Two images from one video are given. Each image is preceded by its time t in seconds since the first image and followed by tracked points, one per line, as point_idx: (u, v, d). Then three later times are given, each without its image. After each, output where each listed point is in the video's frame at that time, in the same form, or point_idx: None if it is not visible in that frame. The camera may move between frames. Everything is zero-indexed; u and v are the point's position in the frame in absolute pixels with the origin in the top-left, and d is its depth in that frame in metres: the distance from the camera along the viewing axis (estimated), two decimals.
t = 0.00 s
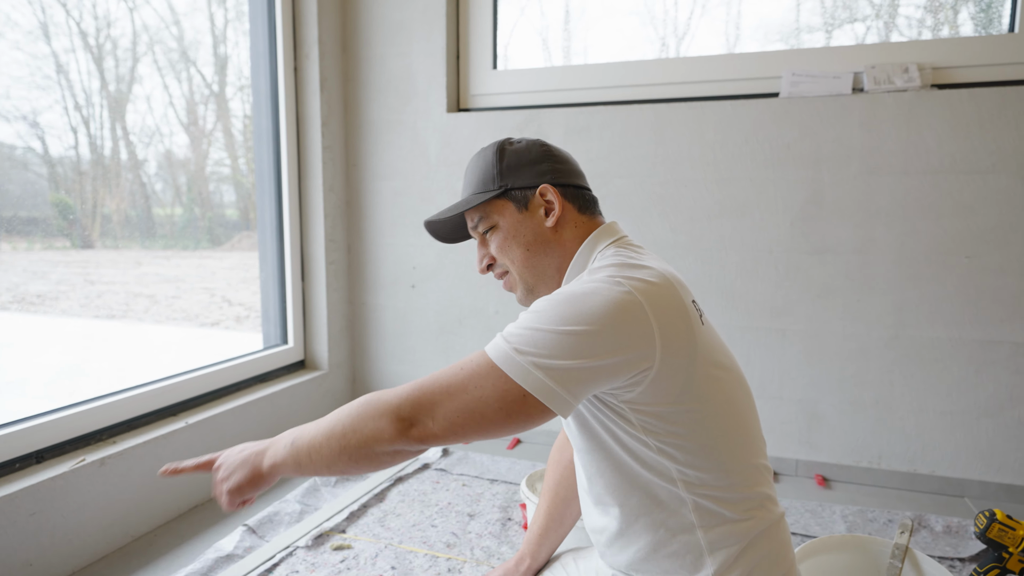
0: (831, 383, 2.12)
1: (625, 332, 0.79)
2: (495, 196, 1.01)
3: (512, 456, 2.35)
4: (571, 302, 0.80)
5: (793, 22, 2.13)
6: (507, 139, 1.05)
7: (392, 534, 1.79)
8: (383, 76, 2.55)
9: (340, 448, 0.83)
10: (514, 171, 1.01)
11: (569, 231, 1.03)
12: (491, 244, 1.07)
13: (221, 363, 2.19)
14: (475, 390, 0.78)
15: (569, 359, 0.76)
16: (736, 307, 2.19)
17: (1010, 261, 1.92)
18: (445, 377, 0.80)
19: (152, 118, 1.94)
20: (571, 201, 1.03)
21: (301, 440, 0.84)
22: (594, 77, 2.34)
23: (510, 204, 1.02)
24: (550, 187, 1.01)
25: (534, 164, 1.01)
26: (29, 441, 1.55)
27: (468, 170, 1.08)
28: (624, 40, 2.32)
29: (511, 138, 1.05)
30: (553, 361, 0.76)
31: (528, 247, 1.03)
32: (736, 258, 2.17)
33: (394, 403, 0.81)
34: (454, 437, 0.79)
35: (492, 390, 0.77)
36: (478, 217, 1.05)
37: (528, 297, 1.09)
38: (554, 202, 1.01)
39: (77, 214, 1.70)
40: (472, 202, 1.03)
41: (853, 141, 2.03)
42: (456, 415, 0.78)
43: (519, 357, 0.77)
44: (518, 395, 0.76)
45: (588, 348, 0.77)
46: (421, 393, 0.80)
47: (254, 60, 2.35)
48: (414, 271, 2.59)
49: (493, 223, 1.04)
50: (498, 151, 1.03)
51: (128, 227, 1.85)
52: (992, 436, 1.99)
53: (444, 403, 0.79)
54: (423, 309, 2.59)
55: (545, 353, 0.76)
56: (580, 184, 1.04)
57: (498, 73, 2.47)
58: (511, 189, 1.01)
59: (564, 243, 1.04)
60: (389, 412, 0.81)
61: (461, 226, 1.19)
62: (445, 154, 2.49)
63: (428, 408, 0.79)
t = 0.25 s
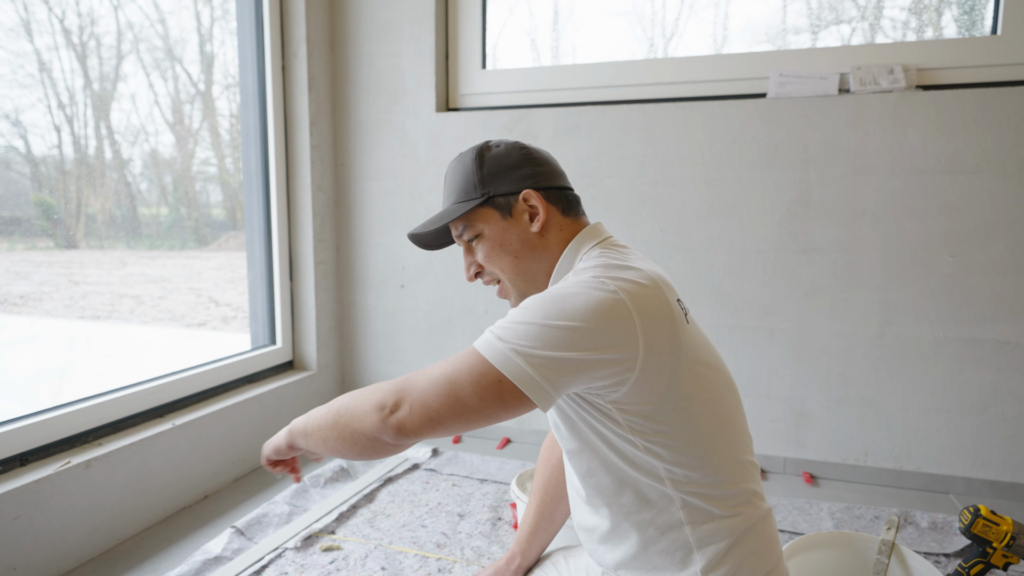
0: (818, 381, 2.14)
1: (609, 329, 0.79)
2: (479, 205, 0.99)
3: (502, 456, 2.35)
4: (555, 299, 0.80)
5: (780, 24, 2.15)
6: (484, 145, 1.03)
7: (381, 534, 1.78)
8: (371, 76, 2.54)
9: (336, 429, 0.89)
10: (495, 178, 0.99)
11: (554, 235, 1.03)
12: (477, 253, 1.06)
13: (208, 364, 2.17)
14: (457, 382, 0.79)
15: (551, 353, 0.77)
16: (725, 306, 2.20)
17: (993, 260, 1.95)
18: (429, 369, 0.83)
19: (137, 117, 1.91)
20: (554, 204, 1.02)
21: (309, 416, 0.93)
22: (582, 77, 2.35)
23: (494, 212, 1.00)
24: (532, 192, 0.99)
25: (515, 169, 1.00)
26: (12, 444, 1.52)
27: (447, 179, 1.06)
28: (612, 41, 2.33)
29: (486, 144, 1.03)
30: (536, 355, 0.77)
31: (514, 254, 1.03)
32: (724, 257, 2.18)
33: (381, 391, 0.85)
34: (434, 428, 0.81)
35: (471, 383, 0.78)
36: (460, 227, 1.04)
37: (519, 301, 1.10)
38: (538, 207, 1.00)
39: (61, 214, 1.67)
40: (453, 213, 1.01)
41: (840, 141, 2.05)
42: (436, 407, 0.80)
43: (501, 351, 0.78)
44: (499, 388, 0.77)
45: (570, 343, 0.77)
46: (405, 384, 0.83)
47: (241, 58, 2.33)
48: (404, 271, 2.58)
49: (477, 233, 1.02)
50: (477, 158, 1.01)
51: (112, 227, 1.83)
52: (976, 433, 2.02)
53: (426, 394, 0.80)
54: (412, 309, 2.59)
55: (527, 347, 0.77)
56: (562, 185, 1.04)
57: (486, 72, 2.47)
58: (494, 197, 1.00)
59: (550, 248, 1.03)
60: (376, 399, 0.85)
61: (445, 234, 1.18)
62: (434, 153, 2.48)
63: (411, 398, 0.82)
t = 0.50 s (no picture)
0: (805, 378, 2.16)
1: (604, 324, 0.79)
2: (460, 207, 1.05)
3: (491, 455, 2.34)
4: (551, 294, 0.80)
5: (766, 24, 2.17)
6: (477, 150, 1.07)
7: (370, 535, 1.77)
8: (358, 75, 2.53)
9: (311, 449, 0.81)
10: (476, 181, 1.03)
11: (529, 232, 1.02)
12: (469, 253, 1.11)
13: (194, 364, 2.15)
14: (455, 380, 0.77)
15: (550, 348, 0.76)
16: (712, 304, 2.21)
17: (975, 257, 1.98)
18: (423, 369, 0.79)
19: (120, 116, 1.89)
20: (529, 202, 1.01)
21: (267, 442, 0.83)
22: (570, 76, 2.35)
23: (473, 213, 1.05)
24: (506, 192, 1.00)
25: (494, 170, 1.02)
26: None
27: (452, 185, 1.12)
28: (600, 41, 2.34)
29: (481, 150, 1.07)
30: (535, 350, 0.76)
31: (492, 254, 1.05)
32: (712, 256, 2.19)
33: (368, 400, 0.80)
34: (433, 430, 0.78)
35: (473, 379, 0.76)
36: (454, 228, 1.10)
37: (504, 301, 1.10)
38: (510, 205, 1.00)
39: (43, 214, 1.65)
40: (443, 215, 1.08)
41: (825, 140, 2.07)
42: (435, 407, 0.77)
43: (500, 346, 0.76)
44: (499, 385, 0.75)
45: (568, 337, 0.77)
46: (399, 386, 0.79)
47: (227, 57, 2.31)
48: (392, 270, 2.57)
49: (463, 233, 1.08)
50: (465, 164, 1.06)
51: (96, 228, 1.81)
52: (959, 428, 2.04)
53: (423, 394, 0.77)
54: (401, 308, 2.57)
55: (526, 343, 0.76)
56: (545, 182, 1.01)
57: (474, 72, 2.46)
58: (473, 199, 1.04)
59: (525, 246, 1.03)
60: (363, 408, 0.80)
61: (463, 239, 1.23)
62: (422, 153, 2.47)
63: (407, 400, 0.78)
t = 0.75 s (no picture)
0: (796, 377, 2.17)
1: (605, 321, 0.78)
2: (458, 203, 1.03)
3: (483, 455, 2.34)
4: (552, 293, 0.79)
5: (756, 25, 2.17)
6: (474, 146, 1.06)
7: (361, 535, 1.76)
8: (350, 74, 2.51)
9: (316, 476, 0.75)
10: (475, 177, 1.02)
11: (529, 229, 1.01)
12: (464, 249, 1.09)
13: (184, 364, 2.13)
14: (460, 380, 0.74)
15: (555, 346, 0.75)
16: (704, 303, 2.22)
17: (963, 257, 1.99)
18: (425, 372, 0.76)
19: (108, 114, 1.87)
20: (529, 200, 1.00)
21: (262, 483, 0.76)
22: (562, 76, 2.35)
23: (472, 209, 1.03)
24: (506, 189, 0.99)
25: (493, 168, 1.01)
26: None
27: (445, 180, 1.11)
28: (592, 41, 2.34)
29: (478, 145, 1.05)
30: (540, 348, 0.74)
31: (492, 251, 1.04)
32: (703, 255, 2.20)
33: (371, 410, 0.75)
34: (445, 434, 0.74)
35: (480, 379, 0.73)
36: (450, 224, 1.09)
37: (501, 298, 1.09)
38: (511, 203, 0.99)
39: (30, 213, 1.63)
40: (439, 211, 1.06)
41: (816, 141, 2.08)
42: (446, 410, 0.73)
43: (504, 345, 0.74)
44: (507, 384, 0.73)
45: (571, 335, 0.76)
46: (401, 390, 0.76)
47: (217, 55, 2.29)
48: (384, 270, 2.56)
49: (460, 229, 1.07)
50: (462, 160, 1.04)
51: (83, 227, 1.79)
52: (948, 426, 2.06)
53: (428, 397, 0.74)
54: (392, 308, 2.57)
55: (531, 341, 0.74)
56: (543, 181, 1.01)
57: (466, 71, 2.46)
58: (472, 195, 1.02)
59: (525, 243, 1.02)
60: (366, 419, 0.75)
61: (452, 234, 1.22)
62: (414, 152, 2.47)
63: (412, 404, 0.75)
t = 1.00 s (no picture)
0: (791, 376, 2.17)
1: (591, 320, 0.79)
2: (474, 178, 0.98)
3: (480, 454, 2.34)
4: (538, 290, 0.79)
5: (751, 25, 2.18)
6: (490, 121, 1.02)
7: (358, 535, 1.76)
8: (345, 73, 2.51)
9: (292, 450, 0.77)
10: (496, 156, 0.98)
11: (543, 224, 1.03)
12: (462, 225, 1.04)
13: (179, 365, 2.12)
14: (437, 370, 0.76)
15: (536, 342, 0.75)
16: (700, 303, 2.22)
17: (958, 256, 2.00)
18: (404, 357, 0.79)
19: (101, 113, 1.86)
20: (548, 195, 1.02)
21: (242, 449, 0.77)
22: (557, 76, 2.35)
23: (488, 189, 0.99)
24: (531, 179, 0.99)
25: (516, 153, 0.99)
26: None
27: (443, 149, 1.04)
28: (587, 41, 2.34)
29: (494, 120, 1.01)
30: (519, 344, 0.75)
31: (502, 235, 1.02)
32: (700, 255, 2.20)
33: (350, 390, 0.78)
34: (418, 418, 0.76)
35: (456, 369, 0.75)
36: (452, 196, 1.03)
37: (492, 283, 1.08)
38: (534, 194, 0.99)
39: (23, 213, 1.62)
40: (446, 180, 0.99)
41: (811, 140, 2.08)
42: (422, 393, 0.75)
43: (486, 339, 0.75)
44: (484, 377, 0.74)
45: (554, 332, 0.76)
46: (380, 370, 0.79)
47: (212, 54, 2.29)
48: (380, 269, 2.55)
49: (467, 205, 1.01)
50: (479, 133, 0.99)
51: (77, 227, 1.78)
52: (943, 424, 2.07)
53: (406, 381, 0.76)
54: (389, 308, 2.56)
55: (512, 337, 0.75)
56: (559, 179, 1.03)
57: (462, 70, 2.46)
58: (491, 174, 0.98)
59: (536, 236, 1.03)
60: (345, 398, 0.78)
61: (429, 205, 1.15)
62: (410, 151, 2.46)
63: (390, 385, 0.77)
